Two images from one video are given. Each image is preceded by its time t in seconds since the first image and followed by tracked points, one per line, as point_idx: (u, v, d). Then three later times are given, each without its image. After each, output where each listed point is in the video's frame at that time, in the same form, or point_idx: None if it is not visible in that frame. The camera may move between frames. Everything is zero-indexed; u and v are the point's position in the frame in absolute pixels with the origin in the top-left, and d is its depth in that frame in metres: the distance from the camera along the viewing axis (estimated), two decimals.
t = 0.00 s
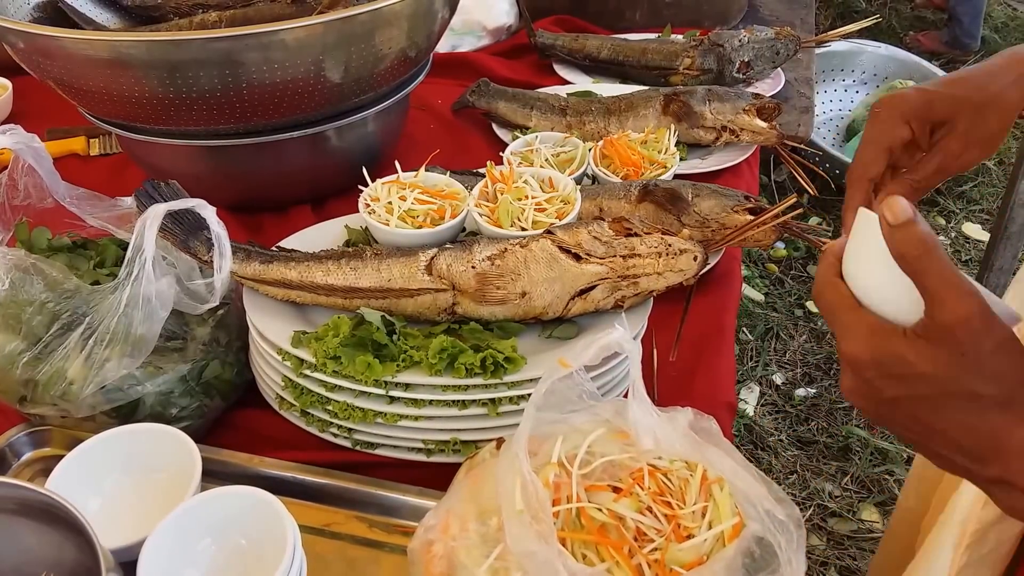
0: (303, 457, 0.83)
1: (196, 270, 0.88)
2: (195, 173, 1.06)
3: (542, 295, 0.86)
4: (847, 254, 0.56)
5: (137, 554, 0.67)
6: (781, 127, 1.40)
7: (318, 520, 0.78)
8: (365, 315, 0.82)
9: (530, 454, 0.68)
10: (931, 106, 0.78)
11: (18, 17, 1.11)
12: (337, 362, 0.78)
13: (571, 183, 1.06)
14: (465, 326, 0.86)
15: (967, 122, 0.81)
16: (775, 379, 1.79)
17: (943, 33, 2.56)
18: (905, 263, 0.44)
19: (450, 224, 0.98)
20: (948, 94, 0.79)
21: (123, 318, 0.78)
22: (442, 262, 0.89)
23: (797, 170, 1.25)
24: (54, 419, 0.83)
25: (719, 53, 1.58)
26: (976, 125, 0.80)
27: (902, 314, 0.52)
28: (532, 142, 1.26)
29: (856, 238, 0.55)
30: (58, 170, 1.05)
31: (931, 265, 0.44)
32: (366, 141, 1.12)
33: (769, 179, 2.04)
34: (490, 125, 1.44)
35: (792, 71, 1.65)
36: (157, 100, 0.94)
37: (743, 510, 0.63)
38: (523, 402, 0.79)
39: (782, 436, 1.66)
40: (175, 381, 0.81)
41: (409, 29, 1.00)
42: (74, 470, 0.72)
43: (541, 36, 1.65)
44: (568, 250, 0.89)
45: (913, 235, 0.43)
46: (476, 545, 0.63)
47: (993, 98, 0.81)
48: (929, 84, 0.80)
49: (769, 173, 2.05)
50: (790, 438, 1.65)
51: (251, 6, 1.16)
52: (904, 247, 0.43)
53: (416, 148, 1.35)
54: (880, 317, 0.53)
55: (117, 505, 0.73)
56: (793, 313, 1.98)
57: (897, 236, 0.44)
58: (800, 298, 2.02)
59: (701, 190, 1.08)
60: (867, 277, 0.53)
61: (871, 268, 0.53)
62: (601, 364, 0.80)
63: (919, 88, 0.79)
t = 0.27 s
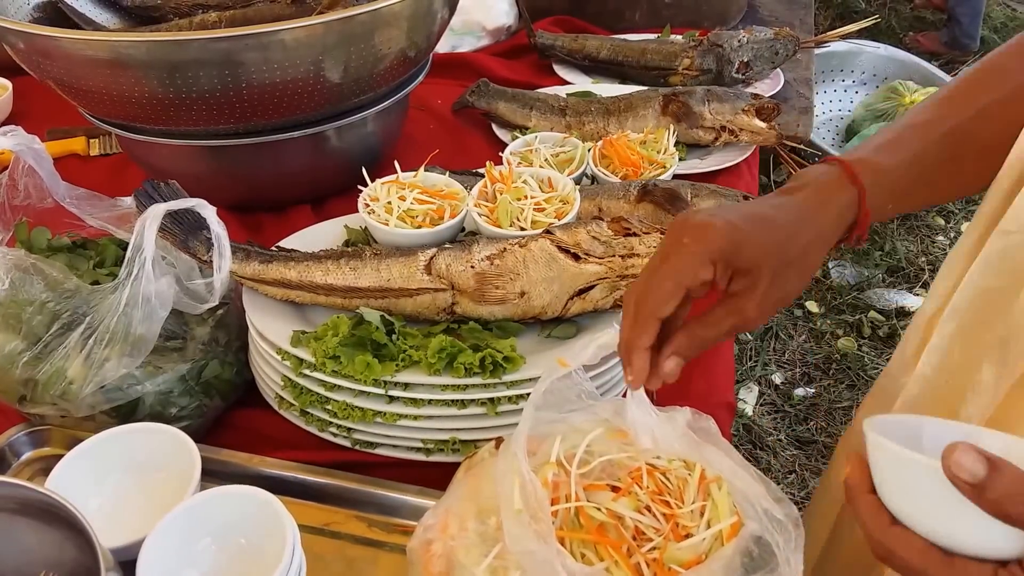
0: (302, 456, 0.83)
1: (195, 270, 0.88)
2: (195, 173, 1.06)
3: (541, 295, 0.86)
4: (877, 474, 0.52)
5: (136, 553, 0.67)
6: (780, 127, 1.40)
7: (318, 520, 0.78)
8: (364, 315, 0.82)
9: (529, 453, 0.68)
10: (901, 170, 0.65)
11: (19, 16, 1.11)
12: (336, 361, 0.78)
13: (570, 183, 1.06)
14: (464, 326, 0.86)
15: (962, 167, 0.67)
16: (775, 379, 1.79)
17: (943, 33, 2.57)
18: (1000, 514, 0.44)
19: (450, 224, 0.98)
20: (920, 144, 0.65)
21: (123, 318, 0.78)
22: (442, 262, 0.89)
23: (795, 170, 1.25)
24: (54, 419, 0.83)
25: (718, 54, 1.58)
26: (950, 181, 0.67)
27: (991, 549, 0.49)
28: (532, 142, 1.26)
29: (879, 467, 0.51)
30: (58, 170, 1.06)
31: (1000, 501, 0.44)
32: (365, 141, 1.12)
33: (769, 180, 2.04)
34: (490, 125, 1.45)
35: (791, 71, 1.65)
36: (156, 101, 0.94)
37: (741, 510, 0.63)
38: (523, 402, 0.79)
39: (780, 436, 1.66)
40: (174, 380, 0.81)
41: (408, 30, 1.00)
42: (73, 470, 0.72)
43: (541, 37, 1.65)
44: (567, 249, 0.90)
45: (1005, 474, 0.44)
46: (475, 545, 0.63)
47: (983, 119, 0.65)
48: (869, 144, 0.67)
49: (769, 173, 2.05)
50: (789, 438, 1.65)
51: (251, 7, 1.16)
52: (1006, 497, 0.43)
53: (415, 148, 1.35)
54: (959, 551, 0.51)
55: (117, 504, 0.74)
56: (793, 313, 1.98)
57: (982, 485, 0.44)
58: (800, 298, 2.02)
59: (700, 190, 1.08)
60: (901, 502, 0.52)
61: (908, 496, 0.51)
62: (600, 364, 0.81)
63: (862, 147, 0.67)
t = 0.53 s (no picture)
0: (302, 456, 0.84)
1: (195, 270, 0.89)
2: (195, 174, 1.06)
3: (540, 295, 0.86)
4: None
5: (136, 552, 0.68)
6: (779, 127, 1.40)
7: (318, 519, 0.78)
8: (364, 315, 0.82)
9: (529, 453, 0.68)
10: (839, 246, 0.58)
11: (19, 17, 1.11)
12: (336, 361, 0.78)
13: (570, 183, 1.06)
14: (464, 326, 0.86)
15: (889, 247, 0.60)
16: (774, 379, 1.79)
17: (943, 33, 2.56)
18: None
19: (449, 224, 0.99)
20: (853, 214, 0.58)
21: (123, 318, 0.78)
22: (442, 262, 0.90)
23: (795, 170, 1.25)
24: (53, 419, 0.83)
25: (718, 54, 1.58)
26: (881, 261, 0.61)
27: None
28: (532, 142, 1.26)
29: None
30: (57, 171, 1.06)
31: None
32: (365, 141, 1.12)
33: (768, 180, 2.04)
34: (490, 125, 1.45)
35: (790, 71, 1.65)
36: (156, 101, 0.94)
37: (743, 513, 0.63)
38: (522, 402, 0.79)
39: (779, 435, 1.66)
40: (174, 380, 0.81)
41: (408, 30, 1.00)
42: (72, 470, 0.72)
43: (541, 37, 1.65)
44: (566, 249, 0.90)
45: None
46: (474, 545, 0.63)
47: (916, 187, 0.59)
48: (798, 215, 0.61)
49: (769, 173, 2.05)
50: (788, 438, 1.65)
51: (251, 7, 1.16)
52: None
53: (415, 148, 1.35)
54: None
55: (116, 504, 0.74)
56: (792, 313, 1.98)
57: None
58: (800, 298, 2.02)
59: (700, 190, 1.08)
60: None
61: None
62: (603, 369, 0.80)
63: (793, 217, 0.61)
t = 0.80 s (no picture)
0: (301, 455, 0.84)
1: (195, 270, 0.89)
2: (195, 174, 1.06)
3: (539, 295, 0.86)
4: None
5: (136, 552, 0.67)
6: (779, 127, 1.40)
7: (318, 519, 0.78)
8: (363, 314, 0.82)
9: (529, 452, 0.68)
10: (809, 289, 0.57)
11: (19, 17, 1.11)
12: (335, 361, 0.78)
13: (569, 183, 1.06)
14: (463, 325, 0.86)
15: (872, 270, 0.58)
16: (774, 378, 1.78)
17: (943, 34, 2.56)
18: None
19: (449, 224, 0.99)
20: (818, 254, 0.57)
21: (123, 318, 0.78)
22: (441, 261, 0.90)
23: (796, 170, 1.25)
24: (53, 419, 0.83)
25: (718, 54, 1.59)
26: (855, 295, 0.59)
27: None
28: (532, 142, 1.26)
29: None
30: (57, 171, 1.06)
31: None
32: (365, 141, 1.12)
33: (769, 180, 2.04)
34: (490, 126, 1.45)
35: (790, 71, 1.65)
36: (156, 101, 0.94)
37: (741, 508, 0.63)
38: (522, 401, 0.79)
39: (779, 435, 1.66)
40: (174, 380, 0.81)
41: (408, 30, 1.00)
42: (72, 470, 0.72)
43: (541, 37, 1.65)
44: (566, 249, 0.90)
45: None
46: (474, 544, 0.63)
47: (885, 219, 0.56)
48: (766, 255, 0.60)
49: (769, 173, 2.05)
50: (787, 438, 1.65)
51: (251, 7, 1.16)
52: None
53: (415, 148, 1.35)
54: None
55: (116, 504, 0.74)
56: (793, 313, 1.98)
57: None
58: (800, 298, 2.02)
59: (700, 190, 1.08)
60: None
61: None
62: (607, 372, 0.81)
63: (763, 256, 0.60)
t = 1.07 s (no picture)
0: (301, 455, 0.84)
1: (195, 270, 0.89)
2: (195, 174, 1.06)
3: (539, 295, 0.86)
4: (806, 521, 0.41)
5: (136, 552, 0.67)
6: (779, 127, 1.40)
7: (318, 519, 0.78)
8: (363, 315, 0.82)
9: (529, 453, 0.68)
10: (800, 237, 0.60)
11: (19, 17, 1.11)
12: (335, 361, 0.78)
13: (569, 183, 1.06)
14: (463, 325, 0.86)
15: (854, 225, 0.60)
16: (773, 378, 1.79)
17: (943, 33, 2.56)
18: None
19: (449, 224, 0.99)
20: (812, 208, 0.59)
21: (123, 318, 0.78)
22: (441, 261, 0.90)
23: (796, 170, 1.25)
24: (53, 419, 0.83)
25: (718, 54, 1.58)
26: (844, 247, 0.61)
27: None
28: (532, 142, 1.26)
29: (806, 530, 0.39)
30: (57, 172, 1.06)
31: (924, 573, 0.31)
32: (364, 141, 1.12)
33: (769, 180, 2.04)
34: (490, 126, 1.45)
35: (790, 71, 1.65)
36: (156, 101, 0.94)
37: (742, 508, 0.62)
38: (522, 401, 0.79)
39: (779, 435, 1.65)
40: (174, 380, 0.81)
41: (408, 30, 1.00)
42: (72, 470, 0.72)
43: (541, 37, 1.65)
44: (566, 249, 0.90)
45: (910, 542, 0.32)
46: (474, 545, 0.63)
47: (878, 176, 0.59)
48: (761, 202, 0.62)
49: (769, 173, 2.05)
50: (787, 437, 1.65)
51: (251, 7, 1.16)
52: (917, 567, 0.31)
53: (415, 148, 1.35)
54: None
55: (116, 504, 0.74)
56: (793, 313, 1.98)
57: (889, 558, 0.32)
58: (800, 298, 2.02)
59: (700, 190, 1.08)
60: None
61: None
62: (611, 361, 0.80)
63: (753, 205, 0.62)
